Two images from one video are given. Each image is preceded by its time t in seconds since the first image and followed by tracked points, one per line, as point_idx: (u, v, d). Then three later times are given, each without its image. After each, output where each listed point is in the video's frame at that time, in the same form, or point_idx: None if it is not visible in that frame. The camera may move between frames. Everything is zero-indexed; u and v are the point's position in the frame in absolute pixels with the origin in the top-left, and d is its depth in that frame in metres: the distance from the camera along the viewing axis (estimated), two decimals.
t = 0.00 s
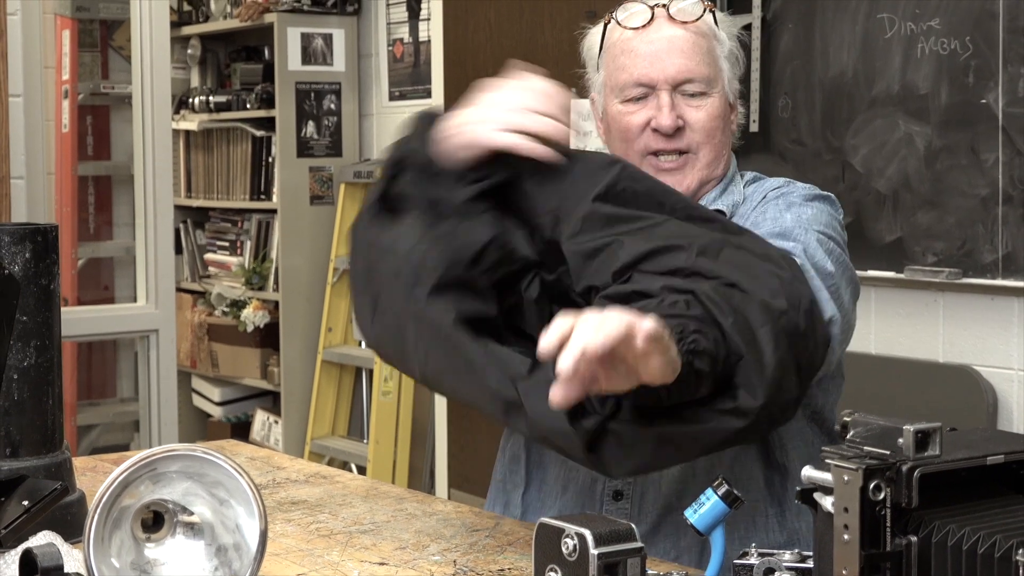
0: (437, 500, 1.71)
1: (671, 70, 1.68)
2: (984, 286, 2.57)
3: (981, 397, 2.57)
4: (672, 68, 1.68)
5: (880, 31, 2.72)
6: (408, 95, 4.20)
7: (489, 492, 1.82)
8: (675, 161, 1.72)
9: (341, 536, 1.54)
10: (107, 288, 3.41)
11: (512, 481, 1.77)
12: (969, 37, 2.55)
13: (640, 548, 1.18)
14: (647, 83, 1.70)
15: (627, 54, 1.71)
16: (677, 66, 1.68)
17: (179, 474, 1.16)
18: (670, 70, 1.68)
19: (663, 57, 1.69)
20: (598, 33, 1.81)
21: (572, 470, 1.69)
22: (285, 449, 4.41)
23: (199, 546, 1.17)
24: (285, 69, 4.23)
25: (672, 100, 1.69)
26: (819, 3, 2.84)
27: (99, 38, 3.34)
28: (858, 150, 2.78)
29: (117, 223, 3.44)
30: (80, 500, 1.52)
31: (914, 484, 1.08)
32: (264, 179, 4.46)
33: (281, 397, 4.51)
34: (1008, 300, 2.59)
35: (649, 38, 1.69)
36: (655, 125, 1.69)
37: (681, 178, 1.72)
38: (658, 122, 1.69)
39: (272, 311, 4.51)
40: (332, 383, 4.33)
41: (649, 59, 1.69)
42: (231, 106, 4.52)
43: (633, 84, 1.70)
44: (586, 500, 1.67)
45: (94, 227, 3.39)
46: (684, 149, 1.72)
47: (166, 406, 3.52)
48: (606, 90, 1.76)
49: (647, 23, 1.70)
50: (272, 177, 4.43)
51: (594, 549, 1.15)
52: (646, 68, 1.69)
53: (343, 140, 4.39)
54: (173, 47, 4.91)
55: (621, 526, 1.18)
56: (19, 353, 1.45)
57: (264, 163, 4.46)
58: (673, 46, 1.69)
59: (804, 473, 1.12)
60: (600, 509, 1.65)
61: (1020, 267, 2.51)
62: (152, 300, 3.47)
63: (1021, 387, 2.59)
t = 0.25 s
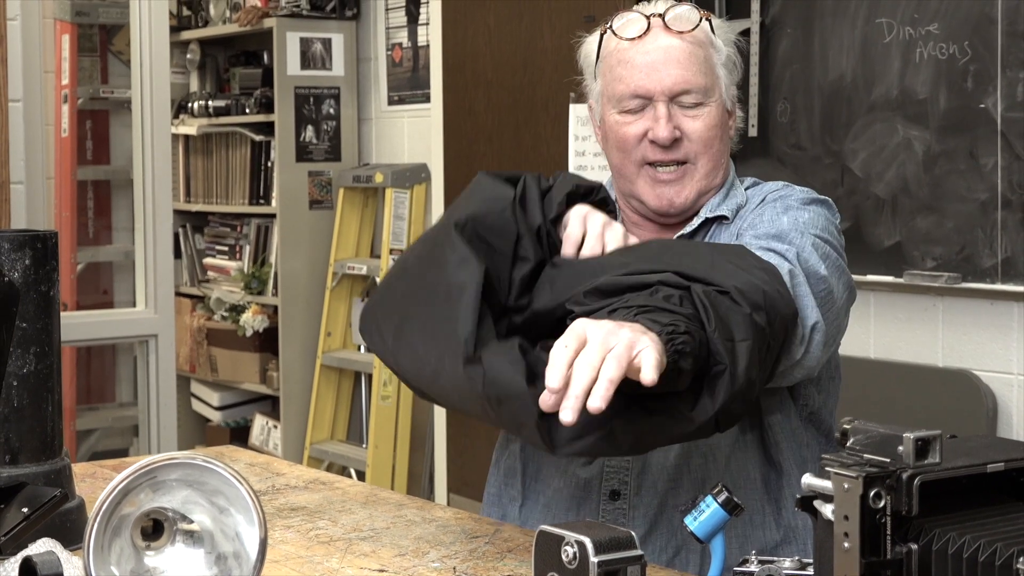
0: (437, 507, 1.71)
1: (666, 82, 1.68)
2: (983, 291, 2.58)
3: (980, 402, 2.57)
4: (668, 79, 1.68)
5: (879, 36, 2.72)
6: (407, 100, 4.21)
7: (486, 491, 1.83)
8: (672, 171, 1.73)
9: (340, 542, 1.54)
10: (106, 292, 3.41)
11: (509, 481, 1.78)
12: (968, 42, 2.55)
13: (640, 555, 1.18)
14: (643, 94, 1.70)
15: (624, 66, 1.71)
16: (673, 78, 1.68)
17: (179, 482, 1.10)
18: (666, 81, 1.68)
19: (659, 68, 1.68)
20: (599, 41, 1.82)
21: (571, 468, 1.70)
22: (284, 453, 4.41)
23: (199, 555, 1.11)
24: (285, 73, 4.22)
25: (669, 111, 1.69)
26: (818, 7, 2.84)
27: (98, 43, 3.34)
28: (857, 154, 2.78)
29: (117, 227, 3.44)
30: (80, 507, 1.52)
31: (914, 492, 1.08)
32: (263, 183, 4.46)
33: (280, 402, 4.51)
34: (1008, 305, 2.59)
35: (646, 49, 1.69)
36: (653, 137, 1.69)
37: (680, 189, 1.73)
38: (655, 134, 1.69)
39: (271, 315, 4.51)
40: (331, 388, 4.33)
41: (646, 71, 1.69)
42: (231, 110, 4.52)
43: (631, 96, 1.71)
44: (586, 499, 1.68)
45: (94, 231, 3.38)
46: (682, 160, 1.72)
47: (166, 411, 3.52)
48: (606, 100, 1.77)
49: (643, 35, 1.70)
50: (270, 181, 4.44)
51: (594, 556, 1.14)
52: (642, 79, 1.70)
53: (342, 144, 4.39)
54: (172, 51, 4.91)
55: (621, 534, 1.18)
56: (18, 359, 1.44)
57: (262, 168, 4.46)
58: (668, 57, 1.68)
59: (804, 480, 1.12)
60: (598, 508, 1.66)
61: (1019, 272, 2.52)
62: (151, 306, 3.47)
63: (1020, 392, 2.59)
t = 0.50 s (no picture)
0: (435, 508, 1.70)
1: (630, 78, 1.67)
2: (982, 292, 2.57)
3: (979, 404, 2.57)
4: (632, 76, 1.67)
5: (877, 37, 2.72)
6: (405, 102, 4.22)
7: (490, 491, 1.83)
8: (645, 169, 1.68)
9: (338, 543, 1.53)
10: (105, 294, 3.41)
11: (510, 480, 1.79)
12: (966, 43, 2.55)
13: (638, 555, 1.17)
14: (610, 95, 1.68)
15: (591, 72, 1.71)
16: (637, 74, 1.66)
17: (176, 482, 1.09)
18: (629, 78, 1.67)
19: (621, 66, 1.67)
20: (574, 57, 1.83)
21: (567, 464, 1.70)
22: (283, 455, 4.40)
23: (196, 555, 1.10)
24: (284, 76, 4.22)
25: (636, 108, 1.67)
26: (817, 9, 2.84)
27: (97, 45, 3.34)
28: (855, 156, 2.78)
29: (115, 229, 3.44)
30: (78, 508, 1.52)
31: (912, 491, 1.08)
32: (262, 185, 4.47)
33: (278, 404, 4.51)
34: (1006, 306, 2.59)
35: (610, 51, 1.69)
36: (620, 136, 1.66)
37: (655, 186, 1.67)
38: (622, 131, 1.66)
39: (270, 317, 4.50)
40: (330, 391, 4.33)
41: (611, 71, 1.68)
42: (229, 113, 4.52)
43: (598, 98, 1.69)
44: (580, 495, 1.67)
45: (92, 234, 3.38)
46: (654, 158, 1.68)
47: (164, 413, 3.51)
48: (581, 112, 1.76)
49: (608, 39, 1.70)
50: (269, 184, 4.44)
51: (591, 556, 1.14)
52: (608, 80, 1.68)
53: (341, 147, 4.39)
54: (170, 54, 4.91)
55: (618, 534, 1.18)
56: (16, 360, 1.44)
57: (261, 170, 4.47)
58: (631, 55, 1.67)
59: (802, 480, 1.12)
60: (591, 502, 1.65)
61: (1018, 273, 2.51)
62: (149, 308, 3.47)
63: (1019, 393, 2.58)
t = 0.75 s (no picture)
0: (431, 505, 1.70)
1: (627, 68, 1.65)
2: (979, 291, 2.57)
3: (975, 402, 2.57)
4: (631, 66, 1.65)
5: (875, 36, 2.72)
6: (402, 100, 4.22)
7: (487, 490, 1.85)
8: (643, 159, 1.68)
9: (334, 541, 1.53)
10: (102, 293, 3.41)
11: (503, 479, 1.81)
12: (964, 42, 2.55)
13: (634, 553, 1.17)
14: (609, 86, 1.68)
15: (593, 63, 1.70)
16: (633, 64, 1.65)
17: (171, 480, 1.09)
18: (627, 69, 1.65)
19: (620, 57, 1.66)
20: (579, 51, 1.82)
21: (553, 465, 1.72)
22: (280, 455, 4.40)
23: (191, 553, 1.10)
24: (281, 75, 4.22)
25: (633, 97, 1.66)
26: (814, 7, 2.84)
27: (94, 44, 3.34)
28: (853, 154, 2.78)
29: (112, 228, 3.43)
30: (73, 507, 1.51)
31: (908, 488, 1.08)
32: (259, 184, 4.47)
33: (276, 403, 4.50)
34: (1003, 305, 2.59)
35: (610, 43, 1.68)
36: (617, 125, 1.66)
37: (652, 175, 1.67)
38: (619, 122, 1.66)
39: (267, 316, 4.50)
40: (327, 390, 4.33)
41: (609, 61, 1.67)
42: (226, 111, 4.52)
43: (597, 89, 1.69)
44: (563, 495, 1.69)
45: (89, 232, 3.38)
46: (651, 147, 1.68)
47: (162, 412, 3.51)
48: (584, 102, 1.75)
49: (610, 31, 1.69)
50: (266, 183, 4.44)
51: (587, 554, 1.14)
52: (606, 71, 1.67)
53: (338, 145, 4.38)
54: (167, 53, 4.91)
55: (614, 532, 1.18)
56: (11, 358, 1.43)
57: (259, 169, 4.47)
58: (630, 45, 1.66)
59: (798, 478, 1.12)
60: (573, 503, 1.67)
61: (1015, 272, 2.51)
62: (146, 306, 3.46)
63: (1016, 392, 2.58)
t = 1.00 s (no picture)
0: (426, 504, 1.70)
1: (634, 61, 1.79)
2: (975, 291, 2.58)
3: (971, 403, 2.57)
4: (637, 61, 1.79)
5: (871, 36, 2.72)
6: (399, 99, 4.22)
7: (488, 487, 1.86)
8: (637, 148, 1.81)
9: (329, 539, 1.53)
10: (98, 291, 3.41)
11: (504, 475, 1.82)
12: (960, 42, 2.56)
13: (628, 552, 1.17)
14: (620, 75, 1.81)
15: (613, 52, 1.84)
16: (641, 59, 1.78)
17: (165, 477, 1.09)
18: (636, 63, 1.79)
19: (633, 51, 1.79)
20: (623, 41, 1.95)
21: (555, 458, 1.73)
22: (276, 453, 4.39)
23: (186, 550, 1.10)
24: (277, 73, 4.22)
25: (636, 89, 1.79)
26: (811, 8, 2.84)
27: (91, 41, 3.34)
28: (849, 155, 2.78)
29: (108, 226, 3.43)
30: (68, 504, 1.51)
31: (902, 488, 1.08)
32: (256, 182, 4.47)
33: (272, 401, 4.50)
34: (999, 306, 2.60)
35: (631, 34, 1.81)
36: (616, 113, 1.79)
37: (641, 165, 1.80)
38: (617, 109, 1.79)
39: (263, 314, 4.50)
40: (324, 389, 4.33)
41: (623, 53, 1.81)
42: (223, 109, 4.52)
43: (611, 75, 1.83)
44: (564, 487, 1.70)
45: (86, 230, 3.38)
46: (647, 138, 1.80)
47: (157, 410, 3.50)
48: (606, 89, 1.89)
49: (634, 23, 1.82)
50: (263, 181, 4.44)
51: (581, 553, 1.14)
52: (618, 60, 1.81)
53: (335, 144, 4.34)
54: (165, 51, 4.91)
55: (609, 531, 1.18)
56: (6, 355, 1.43)
57: (255, 167, 4.47)
58: (643, 41, 1.78)
59: (792, 478, 1.11)
60: (573, 494, 1.68)
61: (1011, 272, 2.51)
62: (143, 304, 3.45)
63: (1012, 392, 2.59)
